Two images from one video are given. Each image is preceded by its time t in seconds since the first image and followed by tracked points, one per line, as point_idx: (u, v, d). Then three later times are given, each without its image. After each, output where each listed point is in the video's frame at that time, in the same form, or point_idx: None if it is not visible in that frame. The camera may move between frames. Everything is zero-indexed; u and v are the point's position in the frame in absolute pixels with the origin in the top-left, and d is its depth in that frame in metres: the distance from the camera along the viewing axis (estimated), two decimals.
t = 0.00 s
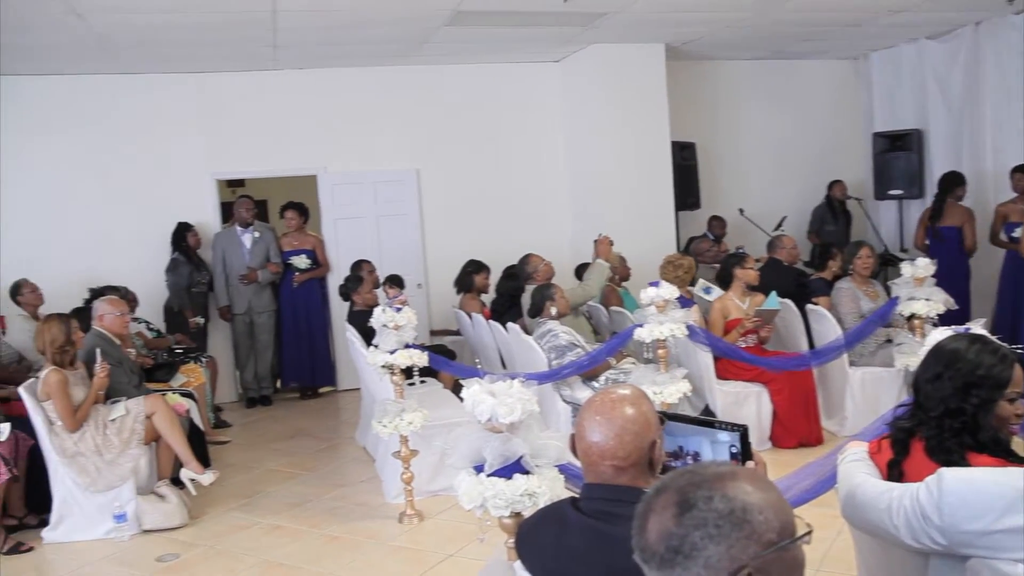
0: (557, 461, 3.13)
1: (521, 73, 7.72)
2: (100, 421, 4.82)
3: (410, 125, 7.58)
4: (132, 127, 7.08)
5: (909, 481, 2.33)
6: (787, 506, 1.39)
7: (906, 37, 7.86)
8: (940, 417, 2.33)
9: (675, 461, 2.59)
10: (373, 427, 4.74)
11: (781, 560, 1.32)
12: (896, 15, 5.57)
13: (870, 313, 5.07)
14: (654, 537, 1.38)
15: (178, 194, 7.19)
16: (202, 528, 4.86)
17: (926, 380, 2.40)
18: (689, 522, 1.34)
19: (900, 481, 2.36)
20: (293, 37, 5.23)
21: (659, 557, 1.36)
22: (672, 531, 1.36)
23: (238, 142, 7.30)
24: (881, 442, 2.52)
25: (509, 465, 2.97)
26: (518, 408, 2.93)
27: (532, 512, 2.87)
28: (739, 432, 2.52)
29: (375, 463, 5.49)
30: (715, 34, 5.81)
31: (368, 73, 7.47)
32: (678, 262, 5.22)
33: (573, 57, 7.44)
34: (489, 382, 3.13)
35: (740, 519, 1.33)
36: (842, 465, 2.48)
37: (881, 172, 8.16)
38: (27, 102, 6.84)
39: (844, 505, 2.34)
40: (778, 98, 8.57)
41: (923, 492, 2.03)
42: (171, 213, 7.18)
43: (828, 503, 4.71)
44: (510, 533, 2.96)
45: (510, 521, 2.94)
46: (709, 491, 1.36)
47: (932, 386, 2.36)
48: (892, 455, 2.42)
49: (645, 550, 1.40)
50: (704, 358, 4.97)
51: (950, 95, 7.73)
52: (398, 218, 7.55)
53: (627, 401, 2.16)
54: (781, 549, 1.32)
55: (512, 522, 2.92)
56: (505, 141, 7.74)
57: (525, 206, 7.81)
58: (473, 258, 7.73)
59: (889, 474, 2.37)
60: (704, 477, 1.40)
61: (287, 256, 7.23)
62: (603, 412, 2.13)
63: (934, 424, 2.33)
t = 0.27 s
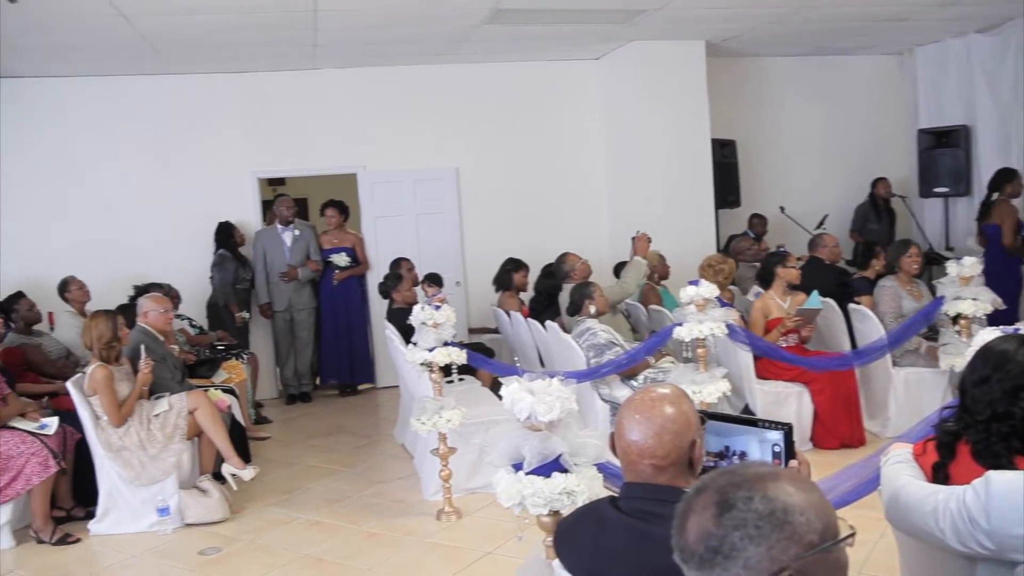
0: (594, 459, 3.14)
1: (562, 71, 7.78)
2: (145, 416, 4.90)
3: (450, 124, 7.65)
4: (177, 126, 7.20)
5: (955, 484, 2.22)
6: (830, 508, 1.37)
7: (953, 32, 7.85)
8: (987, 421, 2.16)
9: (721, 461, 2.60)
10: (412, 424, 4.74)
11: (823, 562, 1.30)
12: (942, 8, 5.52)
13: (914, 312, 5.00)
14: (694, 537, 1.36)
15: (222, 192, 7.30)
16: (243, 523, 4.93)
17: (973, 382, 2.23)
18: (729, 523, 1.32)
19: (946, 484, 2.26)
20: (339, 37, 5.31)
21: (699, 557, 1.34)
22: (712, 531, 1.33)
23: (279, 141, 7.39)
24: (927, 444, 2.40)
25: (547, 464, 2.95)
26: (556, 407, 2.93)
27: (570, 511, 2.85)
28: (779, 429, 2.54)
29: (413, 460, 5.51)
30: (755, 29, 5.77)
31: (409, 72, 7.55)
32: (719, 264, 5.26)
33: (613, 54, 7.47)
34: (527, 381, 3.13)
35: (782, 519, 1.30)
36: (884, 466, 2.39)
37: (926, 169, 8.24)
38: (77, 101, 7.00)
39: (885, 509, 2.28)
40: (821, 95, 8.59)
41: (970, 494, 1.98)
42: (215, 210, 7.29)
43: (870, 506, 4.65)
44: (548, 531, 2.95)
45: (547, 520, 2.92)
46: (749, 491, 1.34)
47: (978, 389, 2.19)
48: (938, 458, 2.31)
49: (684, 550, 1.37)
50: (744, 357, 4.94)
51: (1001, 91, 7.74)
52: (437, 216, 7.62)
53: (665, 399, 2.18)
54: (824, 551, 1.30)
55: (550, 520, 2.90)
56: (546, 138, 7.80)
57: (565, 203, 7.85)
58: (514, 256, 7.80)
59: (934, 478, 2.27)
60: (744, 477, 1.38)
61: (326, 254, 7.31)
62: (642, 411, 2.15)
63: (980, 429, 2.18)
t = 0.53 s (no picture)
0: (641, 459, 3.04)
1: (607, 70, 7.88)
2: (192, 410, 4.98)
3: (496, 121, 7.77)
4: (228, 124, 7.36)
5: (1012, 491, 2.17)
6: (880, 511, 1.38)
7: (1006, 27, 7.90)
8: None
9: (774, 458, 2.69)
10: (455, 421, 4.76)
11: (872, 567, 1.31)
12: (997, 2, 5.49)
13: (965, 313, 4.92)
14: (740, 538, 1.37)
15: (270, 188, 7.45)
16: (288, 516, 4.98)
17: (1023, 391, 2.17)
18: (777, 524, 1.34)
19: (1001, 489, 2.20)
20: (391, 39, 5.45)
21: (745, 559, 1.35)
22: (760, 532, 1.35)
23: (327, 138, 7.54)
24: (977, 449, 2.35)
25: (590, 462, 2.91)
26: (600, 405, 2.89)
27: (613, 510, 2.85)
28: (829, 429, 2.62)
29: (455, 456, 5.54)
30: (803, 24, 5.73)
31: (455, 71, 7.66)
32: (766, 265, 5.27)
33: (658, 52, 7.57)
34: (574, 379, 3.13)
35: (831, 522, 1.31)
36: (935, 470, 2.33)
37: (978, 167, 8.09)
38: (133, 101, 7.22)
39: (936, 515, 2.24)
40: (873, 91, 8.69)
41: None
42: (264, 207, 7.45)
43: (919, 510, 4.57)
44: (591, 528, 2.96)
45: (591, 517, 2.95)
46: (797, 493, 1.35)
47: None
48: (990, 463, 2.26)
49: (730, 551, 1.39)
50: (789, 357, 4.90)
51: None
52: (481, 214, 7.73)
53: (710, 397, 2.14)
54: (873, 556, 1.31)
55: (594, 517, 2.93)
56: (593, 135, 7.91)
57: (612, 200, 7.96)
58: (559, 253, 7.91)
59: (988, 484, 2.21)
60: (791, 479, 1.39)
61: (371, 251, 7.43)
62: (688, 410, 2.11)
63: None
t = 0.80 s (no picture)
0: (677, 457, 3.02)
1: (647, 67, 8.02)
2: (233, 403, 5.04)
3: (535, 118, 7.91)
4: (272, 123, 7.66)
5: None
6: (924, 513, 1.36)
7: None
8: None
9: (822, 457, 2.79)
10: (492, 418, 4.76)
11: (918, 569, 1.29)
12: None
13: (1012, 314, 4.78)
14: (780, 538, 1.37)
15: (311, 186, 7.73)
16: (326, 510, 5.02)
17: None
18: (817, 524, 1.33)
19: None
20: (435, 38, 5.58)
21: (786, 559, 1.35)
22: (801, 533, 1.35)
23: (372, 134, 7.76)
24: None
25: (628, 460, 2.88)
26: (639, 403, 2.89)
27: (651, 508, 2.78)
28: (873, 429, 2.72)
29: (492, 452, 5.57)
30: (844, 19, 5.68)
31: (494, 68, 7.85)
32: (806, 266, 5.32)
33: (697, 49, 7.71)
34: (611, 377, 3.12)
35: (873, 523, 1.30)
36: (980, 473, 2.32)
37: None
38: (183, 100, 7.56)
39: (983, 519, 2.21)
40: (919, 88, 8.67)
41: None
42: (306, 205, 7.73)
43: (964, 514, 4.49)
44: (629, 528, 2.90)
45: (627, 516, 2.88)
46: (838, 493, 1.35)
47: None
48: None
49: (770, 551, 1.39)
50: (829, 356, 4.85)
51: None
52: (520, 210, 7.90)
53: (746, 393, 2.13)
54: (917, 558, 1.29)
55: (631, 516, 2.86)
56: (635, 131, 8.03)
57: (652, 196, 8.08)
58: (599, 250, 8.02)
59: None
60: (833, 478, 1.38)
61: (409, 247, 7.62)
62: (727, 408, 2.08)
63: None
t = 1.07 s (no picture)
0: (706, 457, 3.00)
1: (678, 64, 8.00)
2: (262, 399, 5.08)
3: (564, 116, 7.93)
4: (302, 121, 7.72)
5: None
6: (957, 516, 1.32)
7: None
8: None
9: (856, 458, 2.76)
10: (519, 416, 4.76)
11: (951, 571, 1.26)
12: None
13: None
14: (810, 540, 1.35)
15: (341, 184, 7.79)
16: (353, 506, 5.05)
17: None
18: (848, 526, 1.31)
19: None
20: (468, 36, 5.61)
21: (816, 561, 1.33)
22: (831, 534, 1.33)
23: (402, 132, 7.81)
24: None
25: (656, 460, 2.85)
26: (667, 402, 2.86)
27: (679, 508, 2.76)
28: (905, 429, 2.71)
29: (519, 451, 5.58)
30: (879, 16, 5.69)
31: (524, 66, 7.85)
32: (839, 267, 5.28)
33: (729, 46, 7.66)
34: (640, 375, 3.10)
35: (905, 524, 1.27)
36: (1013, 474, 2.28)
37: None
38: (215, 98, 7.65)
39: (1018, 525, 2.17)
40: (954, 86, 8.57)
41: None
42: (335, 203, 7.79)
43: (998, 519, 4.42)
44: (656, 527, 2.88)
45: (655, 515, 2.85)
46: (869, 495, 1.32)
47: None
48: None
49: (800, 553, 1.37)
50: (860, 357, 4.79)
51: None
52: (549, 209, 7.92)
53: (773, 390, 2.13)
54: (950, 560, 1.26)
55: (658, 516, 2.84)
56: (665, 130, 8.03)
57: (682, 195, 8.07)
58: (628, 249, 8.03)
59: None
60: (864, 479, 1.36)
61: (438, 245, 7.68)
62: (757, 408, 2.07)
63: None
